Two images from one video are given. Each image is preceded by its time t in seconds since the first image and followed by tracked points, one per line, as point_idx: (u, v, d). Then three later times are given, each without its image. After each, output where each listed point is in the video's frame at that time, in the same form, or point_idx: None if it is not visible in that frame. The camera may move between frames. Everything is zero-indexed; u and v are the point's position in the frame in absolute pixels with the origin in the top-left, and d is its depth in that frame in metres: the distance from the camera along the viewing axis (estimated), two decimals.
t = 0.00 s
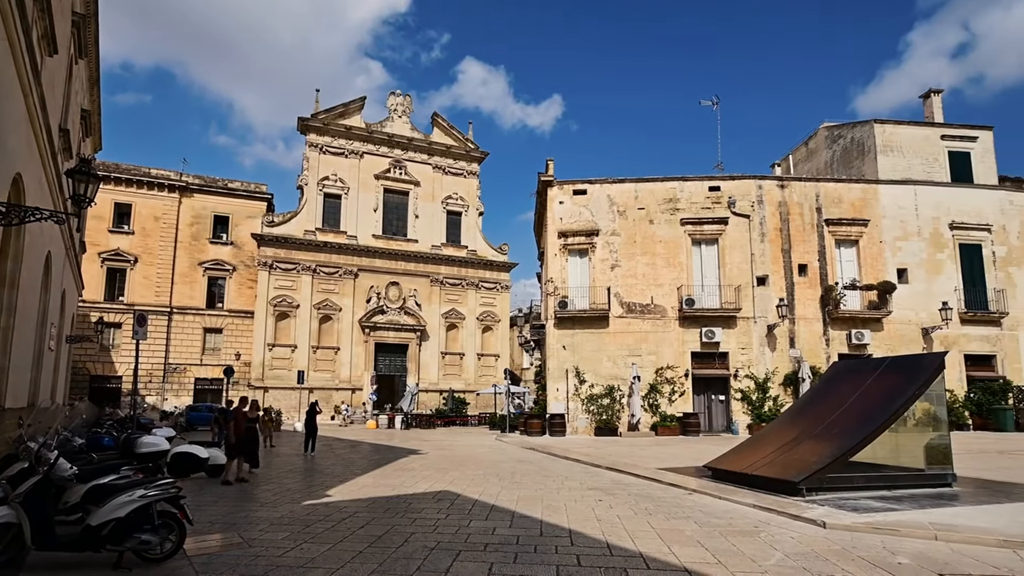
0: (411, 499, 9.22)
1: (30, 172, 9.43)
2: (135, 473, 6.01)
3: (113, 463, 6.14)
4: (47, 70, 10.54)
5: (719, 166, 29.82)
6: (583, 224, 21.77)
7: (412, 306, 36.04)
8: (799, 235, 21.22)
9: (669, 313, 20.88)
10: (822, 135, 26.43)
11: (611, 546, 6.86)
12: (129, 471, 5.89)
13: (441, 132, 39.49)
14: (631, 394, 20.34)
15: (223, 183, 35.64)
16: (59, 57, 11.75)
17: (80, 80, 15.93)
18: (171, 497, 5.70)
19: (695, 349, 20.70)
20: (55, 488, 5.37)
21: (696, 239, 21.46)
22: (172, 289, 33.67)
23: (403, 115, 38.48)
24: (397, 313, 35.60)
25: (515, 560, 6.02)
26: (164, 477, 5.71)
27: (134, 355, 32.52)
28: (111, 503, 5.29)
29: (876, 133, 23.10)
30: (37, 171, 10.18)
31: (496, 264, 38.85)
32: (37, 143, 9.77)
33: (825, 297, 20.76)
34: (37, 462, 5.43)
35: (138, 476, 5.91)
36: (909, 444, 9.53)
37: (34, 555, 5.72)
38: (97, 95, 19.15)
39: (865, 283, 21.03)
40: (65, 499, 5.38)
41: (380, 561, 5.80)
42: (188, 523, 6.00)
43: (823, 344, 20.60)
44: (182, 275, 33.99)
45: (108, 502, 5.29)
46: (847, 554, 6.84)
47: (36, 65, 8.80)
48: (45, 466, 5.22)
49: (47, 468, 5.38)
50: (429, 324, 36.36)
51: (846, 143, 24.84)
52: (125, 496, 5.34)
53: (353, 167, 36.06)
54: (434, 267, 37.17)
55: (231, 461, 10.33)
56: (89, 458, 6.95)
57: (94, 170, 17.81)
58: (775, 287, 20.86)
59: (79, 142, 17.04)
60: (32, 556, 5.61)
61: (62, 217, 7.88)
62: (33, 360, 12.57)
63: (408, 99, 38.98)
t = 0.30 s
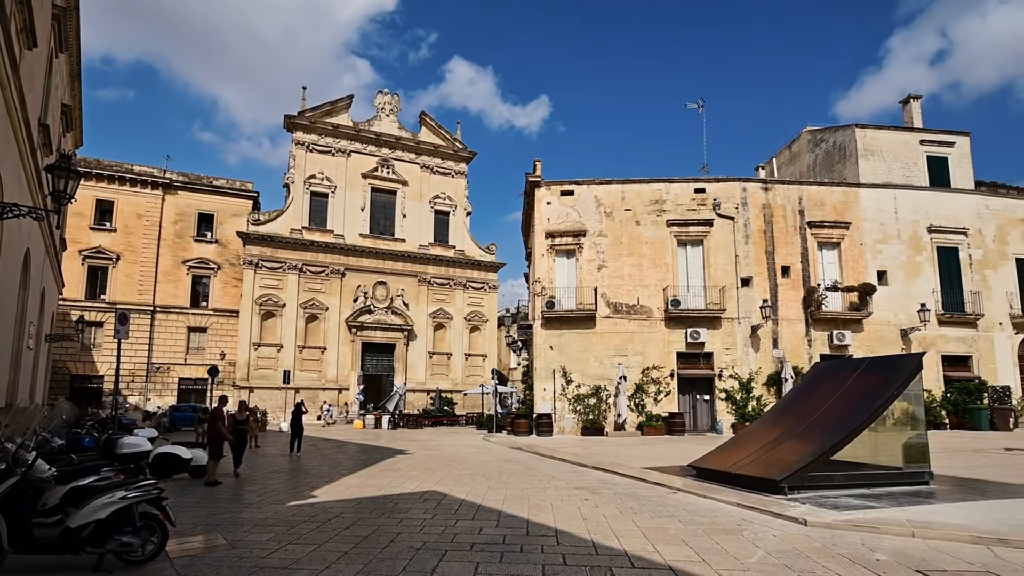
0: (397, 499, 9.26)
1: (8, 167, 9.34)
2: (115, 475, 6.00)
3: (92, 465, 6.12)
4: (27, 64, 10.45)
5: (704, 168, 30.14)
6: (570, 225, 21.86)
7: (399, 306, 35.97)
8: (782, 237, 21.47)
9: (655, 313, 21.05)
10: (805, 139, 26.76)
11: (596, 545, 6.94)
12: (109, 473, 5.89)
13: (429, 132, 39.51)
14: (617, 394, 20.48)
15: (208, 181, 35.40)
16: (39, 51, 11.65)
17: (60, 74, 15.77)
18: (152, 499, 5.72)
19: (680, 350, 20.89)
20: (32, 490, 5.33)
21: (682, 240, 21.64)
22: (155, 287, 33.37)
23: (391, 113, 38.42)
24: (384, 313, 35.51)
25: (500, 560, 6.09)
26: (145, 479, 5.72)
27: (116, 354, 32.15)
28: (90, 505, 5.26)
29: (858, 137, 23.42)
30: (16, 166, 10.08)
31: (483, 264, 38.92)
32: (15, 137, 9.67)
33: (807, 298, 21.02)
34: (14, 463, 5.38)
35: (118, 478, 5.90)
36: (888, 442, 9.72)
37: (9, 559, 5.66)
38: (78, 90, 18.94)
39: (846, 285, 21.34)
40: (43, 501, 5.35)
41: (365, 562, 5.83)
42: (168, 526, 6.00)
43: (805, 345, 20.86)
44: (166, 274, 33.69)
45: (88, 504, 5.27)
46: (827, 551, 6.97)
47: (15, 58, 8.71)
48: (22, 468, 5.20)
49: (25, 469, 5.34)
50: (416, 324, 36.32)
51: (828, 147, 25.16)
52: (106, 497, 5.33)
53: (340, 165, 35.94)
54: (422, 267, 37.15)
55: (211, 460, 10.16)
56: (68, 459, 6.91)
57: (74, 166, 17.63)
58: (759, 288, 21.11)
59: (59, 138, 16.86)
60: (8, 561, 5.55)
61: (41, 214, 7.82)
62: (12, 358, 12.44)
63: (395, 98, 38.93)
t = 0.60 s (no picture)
0: (383, 499, 9.30)
1: None
2: (95, 476, 5.98)
3: (71, 466, 6.09)
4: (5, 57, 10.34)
5: (689, 170, 30.42)
6: (557, 225, 21.94)
7: (386, 305, 35.87)
8: (765, 239, 21.75)
9: (641, 314, 21.21)
10: (788, 142, 27.08)
11: (581, 544, 7.03)
12: (88, 474, 5.88)
13: (416, 131, 39.52)
14: (603, 394, 20.60)
15: (191, 178, 35.12)
16: (17, 44, 11.52)
17: (40, 69, 15.59)
18: (132, 500, 5.72)
19: (665, 350, 21.06)
20: (10, 492, 5.29)
21: (668, 242, 21.82)
22: (137, 285, 33.03)
23: (378, 112, 38.35)
24: (371, 312, 35.38)
25: (486, 559, 6.15)
26: (125, 481, 5.73)
27: (96, 353, 31.76)
28: (70, 506, 5.24)
29: (839, 141, 23.74)
30: None
31: (470, 264, 38.99)
32: None
33: (789, 299, 21.27)
34: None
35: (98, 479, 5.88)
36: (866, 442, 9.92)
37: None
38: (58, 85, 18.71)
39: (827, 287, 21.65)
40: (20, 503, 5.31)
41: (350, 562, 5.87)
42: (148, 528, 5.99)
43: (787, 346, 21.13)
44: (148, 271, 33.37)
45: (67, 505, 5.25)
46: (808, 549, 7.10)
47: None
48: None
49: (2, 470, 5.31)
50: (403, 324, 36.25)
51: (810, 151, 25.47)
52: (86, 499, 5.32)
53: (327, 164, 35.79)
54: (409, 266, 37.10)
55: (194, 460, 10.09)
56: (47, 461, 6.86)
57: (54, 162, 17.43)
58: (743, 289, 21.36)
59: (38, 133, 16.66)
60: None
61: (18, 210, 7.75)
62: None
63: (383, 97, 38.85)
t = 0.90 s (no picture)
0: (369, 499, 9.32)
1: None
2: (73, 477, 5.98)
3: (49, 468, 6.08)
4: None
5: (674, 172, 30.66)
6: (544, 226, 22.00)
7: (372, 304, 35.76)
8: (748, 241, 22.01)
9: (626, 314, 21.36)
10: (771, 146, 27.38)
11: (567, 543, 7.11)
12: (67, 475, 5.89)
13: (404, 130, 39.52)
14: (589, 394, 20.70)
15: (174, 174, 34.83)
16: None
17: (17, 61, 15.37)
18: (111, 502, 5.73)
19: (650, 350, 21.24)
20: None
21: (653, 243, 21.98)
22: (118, 283, 32.65)
23: (365, 110, 38.26)
24: (357, 312, 35.23)
25: (471, 559, 6.20)
26: (103, 483, 5.75)
27: (75, 351, 31.34)
28: (47, 508, 5.23)
29: (820, 145, 24.07)
30: None
31: (457, 264, 39.05)
32: None
33: (772, 301, 21.55)
34: None
35: (76, 481, 5.88)
36: (845, 440, 10.12)
37: None
38: (36, 78, 18.46)
39: (809, 288, 21.95)
40: None
41: (334, 563, 5.90)
42: (127, 529, 5.99)
43: (769, 346, 21.41)
44: (130, 269, 33.01)
45: (43, 507, 5.23)
46: (789, 547, 7.21)
47: None
48: None
49: None
50: (389, 323, 36.18)
51: (793, 155, 25.79)
52: (63, 501, 5.30)
53: (313, 161, 35.62)
54: (395, 266, 37.03)
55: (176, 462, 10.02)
56: (25, 463, 6.81)
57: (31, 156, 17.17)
58: (726, 290, 21.60)
59: (15, 127, 16.42)
60: None
61: None
62: None
63: (370, 95, 38.78)
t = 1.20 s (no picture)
0: (354, 499, 9.34)
1: None
2: (50, 479, 5.96)
3: (27, 469, 6.06)
4: None
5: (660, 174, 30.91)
6: (530, 226, 22.06)
7: (358, 304, 35.63)
8: (732, 243, 22.27)
9: (612, 314, 21.51)
10: (754, 149, 27.69)
11: (551, 542, 7.19)
12: (44, 477, 5.87)
13: (391, 129, 39.49)
14: (574, 393, 20.83)
15: (157, 171, 34.50)
16: None
17: None
18: (89, 504, 5.73)
19: (636, 351, 21.39)
20: None
21: (638, 244, 22.16)
22: (98, 280, 32.26)
23: (352, 108, 38.15)
24: (343, 311, 35.07)
25: (456, 559, 6.25)
26: (81, 484, 5.74)
27: (54, 350, 30.91)
28: (23, 510, 5.22)
29: (802, 149, 24.37)
30: None
31: (444, 263, 39.09)
32: None
33: (755, 302, 21.83)
34: None
35: (54, 482, 5.87)
36: (825, 440, 10.30)
37: None
38: (14, 72, 18.21)
39: (790, 290, 22.26)
40: None
41: (316, 564, 5.93)
42: (107, 531, 5.97)
43: (752, 347, 21.67)
44: (111, 266, 32.62)
45: (20, 509, 5.22)
46: (769, 545, 7.35)
47: None
48: None
49: None
50: (375, 323, 36.09)
51: (775, 158, 26.11)
52: (40, 502, 5.30)
53: (298, 159, 35.44)
54: (381, 265, 36.93)
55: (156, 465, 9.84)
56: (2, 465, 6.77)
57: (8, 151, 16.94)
58: (710, 291, 21.83)
59: None
60: None
61: None
62: None
63: (356, 93, 38.68)
